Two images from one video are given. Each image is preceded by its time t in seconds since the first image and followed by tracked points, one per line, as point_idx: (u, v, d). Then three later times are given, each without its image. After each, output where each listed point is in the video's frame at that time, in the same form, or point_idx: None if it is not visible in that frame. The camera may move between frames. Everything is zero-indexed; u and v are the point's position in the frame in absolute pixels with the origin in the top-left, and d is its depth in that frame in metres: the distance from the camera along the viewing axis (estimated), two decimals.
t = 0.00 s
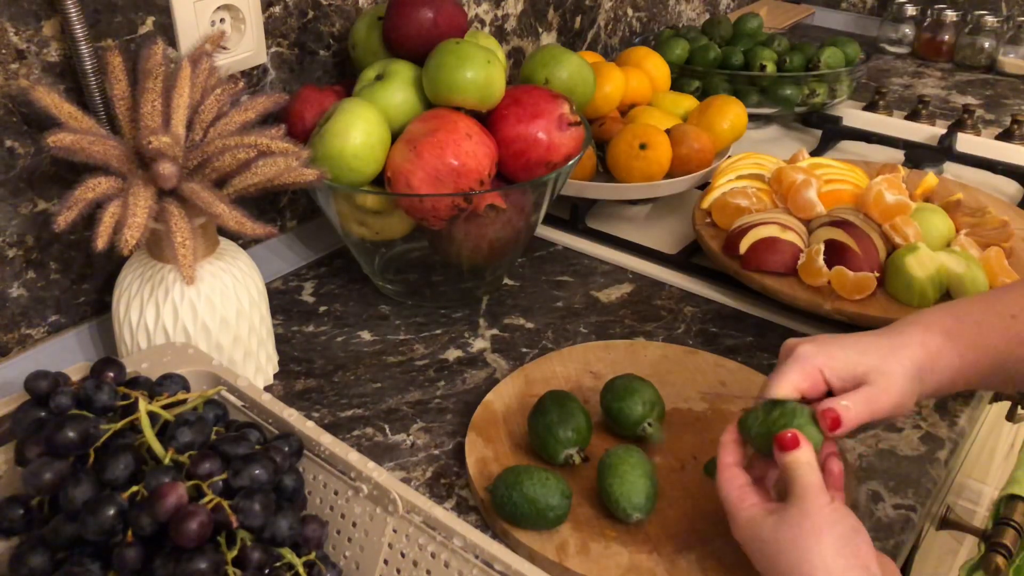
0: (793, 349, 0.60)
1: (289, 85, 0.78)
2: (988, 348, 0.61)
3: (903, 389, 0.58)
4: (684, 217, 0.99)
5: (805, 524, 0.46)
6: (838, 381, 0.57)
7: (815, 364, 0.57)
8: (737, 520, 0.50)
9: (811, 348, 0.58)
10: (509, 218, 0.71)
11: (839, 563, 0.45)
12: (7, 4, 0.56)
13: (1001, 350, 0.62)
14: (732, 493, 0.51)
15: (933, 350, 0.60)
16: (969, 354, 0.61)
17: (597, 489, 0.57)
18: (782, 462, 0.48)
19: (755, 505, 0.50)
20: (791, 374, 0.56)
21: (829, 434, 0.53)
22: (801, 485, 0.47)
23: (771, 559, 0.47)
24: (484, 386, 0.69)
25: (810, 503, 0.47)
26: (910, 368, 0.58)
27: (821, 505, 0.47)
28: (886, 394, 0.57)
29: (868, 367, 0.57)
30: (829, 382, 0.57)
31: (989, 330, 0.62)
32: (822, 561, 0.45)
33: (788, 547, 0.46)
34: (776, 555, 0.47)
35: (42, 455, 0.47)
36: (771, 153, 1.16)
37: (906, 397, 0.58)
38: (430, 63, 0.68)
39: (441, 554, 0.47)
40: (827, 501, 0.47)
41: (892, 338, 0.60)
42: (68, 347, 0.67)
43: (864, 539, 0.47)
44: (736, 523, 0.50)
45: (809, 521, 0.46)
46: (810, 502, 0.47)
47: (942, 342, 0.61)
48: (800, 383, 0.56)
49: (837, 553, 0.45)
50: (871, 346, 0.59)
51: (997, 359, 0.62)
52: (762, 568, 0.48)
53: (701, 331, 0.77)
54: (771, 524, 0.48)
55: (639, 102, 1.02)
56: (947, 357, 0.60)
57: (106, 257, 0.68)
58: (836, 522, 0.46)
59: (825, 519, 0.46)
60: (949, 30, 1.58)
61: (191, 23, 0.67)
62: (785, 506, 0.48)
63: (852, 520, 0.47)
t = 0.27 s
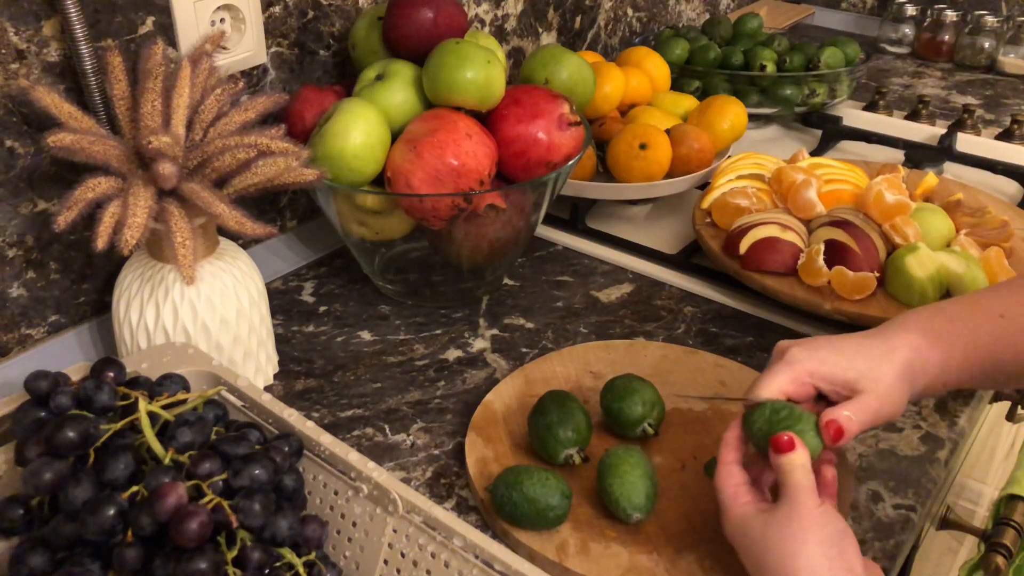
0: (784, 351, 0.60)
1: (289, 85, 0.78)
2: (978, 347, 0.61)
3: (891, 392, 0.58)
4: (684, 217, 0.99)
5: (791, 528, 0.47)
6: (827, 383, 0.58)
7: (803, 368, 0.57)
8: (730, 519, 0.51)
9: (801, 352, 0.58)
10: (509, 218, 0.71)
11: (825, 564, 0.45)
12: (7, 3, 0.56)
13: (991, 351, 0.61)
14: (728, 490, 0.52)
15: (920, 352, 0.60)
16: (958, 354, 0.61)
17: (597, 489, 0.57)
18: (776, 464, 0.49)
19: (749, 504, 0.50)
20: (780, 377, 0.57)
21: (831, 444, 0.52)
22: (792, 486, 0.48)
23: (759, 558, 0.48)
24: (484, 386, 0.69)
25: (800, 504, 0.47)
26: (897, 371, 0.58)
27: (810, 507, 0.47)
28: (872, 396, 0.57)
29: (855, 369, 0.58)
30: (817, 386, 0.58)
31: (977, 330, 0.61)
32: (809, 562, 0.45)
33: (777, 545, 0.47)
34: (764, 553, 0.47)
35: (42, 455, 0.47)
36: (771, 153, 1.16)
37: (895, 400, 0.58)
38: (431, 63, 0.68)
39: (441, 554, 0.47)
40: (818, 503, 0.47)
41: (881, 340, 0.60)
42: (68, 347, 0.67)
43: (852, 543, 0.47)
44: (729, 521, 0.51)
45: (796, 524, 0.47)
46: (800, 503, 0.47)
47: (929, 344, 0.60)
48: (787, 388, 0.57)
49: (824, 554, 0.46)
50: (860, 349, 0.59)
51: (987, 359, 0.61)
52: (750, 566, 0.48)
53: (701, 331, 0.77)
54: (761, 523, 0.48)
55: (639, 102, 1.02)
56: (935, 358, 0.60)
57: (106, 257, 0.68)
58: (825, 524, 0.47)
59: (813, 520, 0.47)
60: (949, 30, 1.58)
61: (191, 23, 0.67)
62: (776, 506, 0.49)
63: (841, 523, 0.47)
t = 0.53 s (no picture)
0: (786, 359, 0.60)
1: (289, 85, 0.79)
2: (975, 355, 0.60)
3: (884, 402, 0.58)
4: (684, 217, 0.99)
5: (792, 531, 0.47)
6: (826, 392, 0.57)
7: (804, 376, 0.57)
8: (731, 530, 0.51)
9: (803, 360, 0.58)
10: (509, 218, 0.71)
11: (830, 565, 0.46)
12: (7, 4, 0.56)
13: (988, 358, 0.60)
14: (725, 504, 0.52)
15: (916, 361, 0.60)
16: (955, 361, 0.60)
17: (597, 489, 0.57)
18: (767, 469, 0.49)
19: (745, 514, 0.51)
20: (783, 387, 0.56)
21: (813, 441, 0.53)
22: (787, 491, 0.48)
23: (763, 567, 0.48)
24: (484, 386, 0.69)
25: (797, 508, 0.48)
26: (892, 381, 0.59)
27: (807, 508, 0.48)
28: (866, 406, 0.57)
29: (852, 378, 0.58)
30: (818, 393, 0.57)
31: (974, 337, 0.60)
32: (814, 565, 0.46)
33: (779, 553, 0.47)
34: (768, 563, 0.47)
35: (42, 455, 0.47)
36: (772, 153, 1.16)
37: (887, 410, 0.58)
38: (430, 63, 0.68)
39: (441, 554, 0.47)
40: (814, 504, 0.48)
41: (879, 348, 0.60)
42: (68, 347, 0.67)
43: (853, 537, 0.47)
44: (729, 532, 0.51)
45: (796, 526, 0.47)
46: (797, 507, 0.48)
47: (924, 354, 0.60)
48: (792, 395, 0.56)
49: (827, 554, 0.46)
50: (859, 358, 0.59)
51: (984, 366, 0.60)
52: None
53: (701, 331, 0.77)
54: (760, 531, 0.48)
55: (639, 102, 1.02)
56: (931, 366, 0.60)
57: (106, 257, 0.68)
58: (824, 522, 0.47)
59: (812, 521, 0.47)
60: (949, 30, 1.58)
61: (191, 23, 0.67)
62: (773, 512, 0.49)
63: (839, 520, 0.48)
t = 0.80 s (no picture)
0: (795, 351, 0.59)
1: (289, 85, 0.79)
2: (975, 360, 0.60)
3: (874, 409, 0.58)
4: (684, 217, 0.99)
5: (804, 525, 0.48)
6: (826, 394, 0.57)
7: (807, 375, 0.57)
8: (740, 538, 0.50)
9: (810, 360, 0.57)
10: (509, 218, 0.71)
11: (844, 551, 0.47)
12: (7, 4, 0.56)
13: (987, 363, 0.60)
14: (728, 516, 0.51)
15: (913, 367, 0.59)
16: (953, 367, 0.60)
17: (597, 489, 0.57)
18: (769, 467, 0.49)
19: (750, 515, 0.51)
20: (787, 380, 0.56)
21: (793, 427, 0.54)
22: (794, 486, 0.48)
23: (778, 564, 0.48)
24: (484, 386, 0.69)
25: (806, 502, 0.48)
26: (887, 387, 0.58)
27: (815, 500, 0.48)
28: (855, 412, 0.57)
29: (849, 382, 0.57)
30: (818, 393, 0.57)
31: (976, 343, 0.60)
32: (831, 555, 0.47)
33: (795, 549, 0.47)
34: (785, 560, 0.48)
35: (42, 456, 0.47)
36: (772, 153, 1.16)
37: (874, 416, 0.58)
38: (430, 63, 0.68)
39: (441, 554, 0.47)
40: (818, 493, 0.49)
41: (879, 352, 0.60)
42: (67, 348, 0.67)
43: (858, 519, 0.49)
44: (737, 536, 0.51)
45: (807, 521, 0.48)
46: (804, 499, 0.48)
47: (924, 358, 0.60)
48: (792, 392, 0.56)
49: (840, 542, 0.47)
50: (860, 362, 0.58)
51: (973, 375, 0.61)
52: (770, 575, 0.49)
53: (701, 331, 0.77)
54: (771, 529, 0.49)
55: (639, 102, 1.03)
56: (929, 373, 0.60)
57: (106, 257, 0.68)
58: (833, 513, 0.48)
59: (822, 513, 0.48)
60: (949, 30, 1.58)
61: (191, 23, 0.67)
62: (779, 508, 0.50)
63: (841, 505, 0.49)
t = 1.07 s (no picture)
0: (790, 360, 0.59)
1: (289, 85, 0.79)
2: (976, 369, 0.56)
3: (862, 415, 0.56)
4: (684, 217, 0.99)
5: (782, 521, 0.47)
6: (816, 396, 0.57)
7: (797, 377, 0.57)
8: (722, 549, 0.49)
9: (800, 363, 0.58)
10: (509, 218, 0.71)
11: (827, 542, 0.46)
12: (8, 4, 0.56)
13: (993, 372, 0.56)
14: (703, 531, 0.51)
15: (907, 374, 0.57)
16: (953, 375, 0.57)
17: (597, 489, 0.57)
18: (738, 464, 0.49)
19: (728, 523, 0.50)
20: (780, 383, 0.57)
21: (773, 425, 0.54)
22: (764, 482, 0.49)
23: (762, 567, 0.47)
24: (484, 386, 0.69)
25: (780, 498, 0.48)
26: (877, 391, 0.57)
27: (790, 495, 0.48)
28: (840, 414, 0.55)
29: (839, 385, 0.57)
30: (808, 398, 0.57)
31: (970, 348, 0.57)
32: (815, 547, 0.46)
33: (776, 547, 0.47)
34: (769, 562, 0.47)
35: (42, 455, 0.47)
36: (772, 153, 1.16)
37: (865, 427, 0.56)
38: (430, 63, 0.68)
39: (441, 554, 0.47)
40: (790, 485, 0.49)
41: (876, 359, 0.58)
42: (68, 348, 0.67)
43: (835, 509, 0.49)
44: (716, 545, 0.50)
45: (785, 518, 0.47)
46: (780, 497, 0.48)
47: (918, 364, 0.58)
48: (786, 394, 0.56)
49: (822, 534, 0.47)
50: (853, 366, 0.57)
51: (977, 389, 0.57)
52: None
53: (701, 331, 0.77)
54: (750, 531, 0.48)
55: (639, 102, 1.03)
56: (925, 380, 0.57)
57: (106, 257, 0.68)
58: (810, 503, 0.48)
59: (797, 507, 0.48)
60: (949, 30, 1.58)
61: (191, 23, 0.67)
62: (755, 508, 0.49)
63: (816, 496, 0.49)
